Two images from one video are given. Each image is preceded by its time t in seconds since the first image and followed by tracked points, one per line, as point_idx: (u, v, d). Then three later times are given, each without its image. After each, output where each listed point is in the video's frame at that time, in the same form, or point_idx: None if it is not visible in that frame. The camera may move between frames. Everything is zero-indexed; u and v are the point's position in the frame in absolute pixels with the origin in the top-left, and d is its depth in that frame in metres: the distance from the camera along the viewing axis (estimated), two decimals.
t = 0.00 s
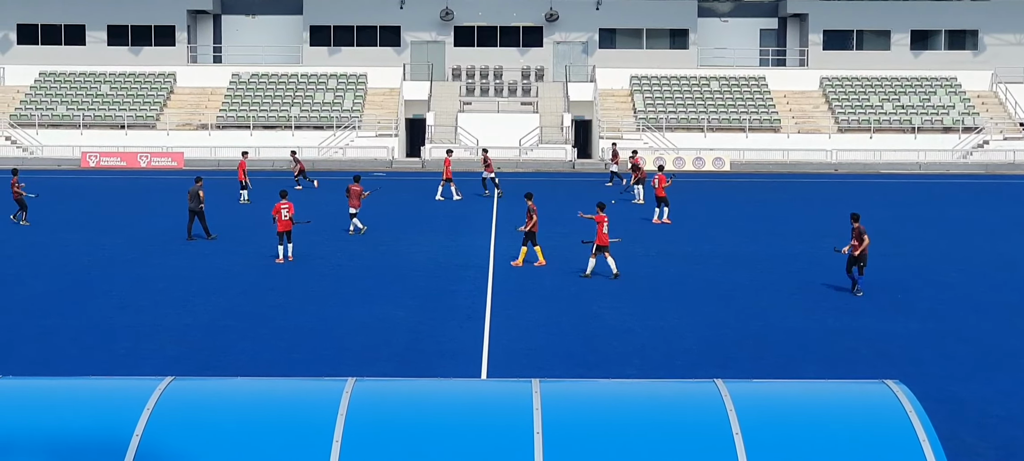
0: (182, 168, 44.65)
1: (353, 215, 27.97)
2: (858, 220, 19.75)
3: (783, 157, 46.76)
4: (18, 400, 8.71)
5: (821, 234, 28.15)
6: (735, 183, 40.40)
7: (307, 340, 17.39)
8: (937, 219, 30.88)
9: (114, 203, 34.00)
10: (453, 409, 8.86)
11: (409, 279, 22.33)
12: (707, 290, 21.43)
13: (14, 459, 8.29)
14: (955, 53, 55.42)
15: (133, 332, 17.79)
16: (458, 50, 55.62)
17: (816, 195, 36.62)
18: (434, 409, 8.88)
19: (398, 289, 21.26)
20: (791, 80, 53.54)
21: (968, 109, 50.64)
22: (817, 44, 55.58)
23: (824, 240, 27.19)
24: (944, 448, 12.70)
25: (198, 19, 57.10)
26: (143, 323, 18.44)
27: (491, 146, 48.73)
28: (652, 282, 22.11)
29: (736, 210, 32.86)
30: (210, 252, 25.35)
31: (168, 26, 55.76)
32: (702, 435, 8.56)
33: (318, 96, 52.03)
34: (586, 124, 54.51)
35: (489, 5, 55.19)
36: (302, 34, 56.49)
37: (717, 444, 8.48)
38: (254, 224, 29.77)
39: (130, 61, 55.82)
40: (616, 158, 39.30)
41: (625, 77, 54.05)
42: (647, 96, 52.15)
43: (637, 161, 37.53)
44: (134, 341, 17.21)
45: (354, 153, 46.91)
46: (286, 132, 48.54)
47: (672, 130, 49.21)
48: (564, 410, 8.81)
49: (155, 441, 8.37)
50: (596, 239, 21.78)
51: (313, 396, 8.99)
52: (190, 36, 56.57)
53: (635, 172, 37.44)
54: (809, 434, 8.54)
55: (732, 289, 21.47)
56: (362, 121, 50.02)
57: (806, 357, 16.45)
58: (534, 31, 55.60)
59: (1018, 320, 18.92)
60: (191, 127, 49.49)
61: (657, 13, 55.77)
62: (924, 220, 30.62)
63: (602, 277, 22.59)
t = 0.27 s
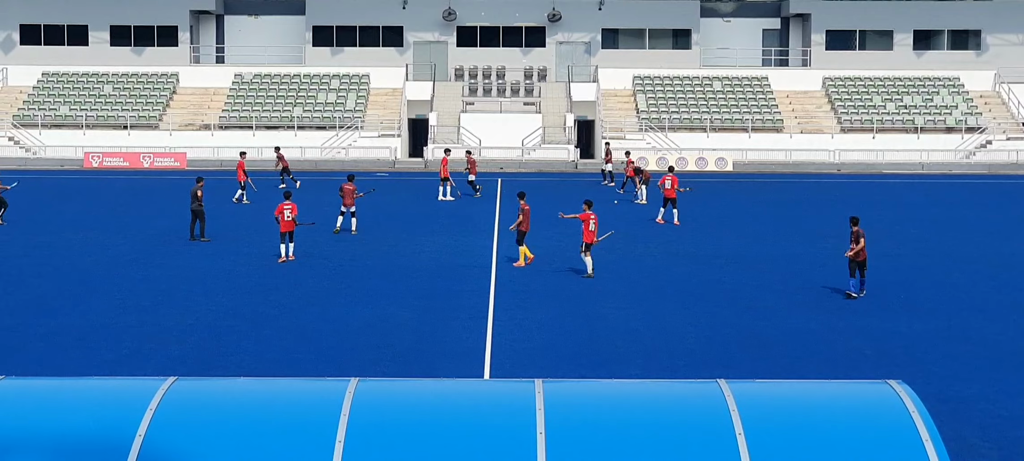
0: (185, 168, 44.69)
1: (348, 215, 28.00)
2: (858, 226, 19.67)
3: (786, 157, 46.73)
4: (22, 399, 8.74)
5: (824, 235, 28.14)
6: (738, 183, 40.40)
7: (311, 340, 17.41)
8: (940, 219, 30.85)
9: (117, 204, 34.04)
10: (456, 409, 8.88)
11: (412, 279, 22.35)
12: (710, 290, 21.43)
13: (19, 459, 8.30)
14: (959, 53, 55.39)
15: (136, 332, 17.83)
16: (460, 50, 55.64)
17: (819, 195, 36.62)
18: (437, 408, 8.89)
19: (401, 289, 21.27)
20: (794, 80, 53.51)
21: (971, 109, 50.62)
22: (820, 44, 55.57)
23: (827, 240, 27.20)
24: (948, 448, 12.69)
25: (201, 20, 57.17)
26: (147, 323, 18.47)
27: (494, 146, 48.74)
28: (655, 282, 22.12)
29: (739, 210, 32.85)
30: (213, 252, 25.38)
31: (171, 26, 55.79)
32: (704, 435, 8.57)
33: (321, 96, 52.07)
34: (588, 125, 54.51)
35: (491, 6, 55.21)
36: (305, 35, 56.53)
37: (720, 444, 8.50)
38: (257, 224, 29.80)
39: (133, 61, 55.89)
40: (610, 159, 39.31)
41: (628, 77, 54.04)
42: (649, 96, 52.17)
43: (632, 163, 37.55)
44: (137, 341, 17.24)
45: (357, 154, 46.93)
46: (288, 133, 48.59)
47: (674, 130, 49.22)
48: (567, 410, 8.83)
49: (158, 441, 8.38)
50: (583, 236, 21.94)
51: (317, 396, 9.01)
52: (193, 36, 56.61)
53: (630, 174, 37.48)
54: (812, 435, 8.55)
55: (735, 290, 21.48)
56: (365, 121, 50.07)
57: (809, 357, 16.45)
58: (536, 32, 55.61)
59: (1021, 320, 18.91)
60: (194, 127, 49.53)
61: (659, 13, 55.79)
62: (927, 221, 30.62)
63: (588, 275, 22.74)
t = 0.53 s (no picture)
0: (187, 168, 44.72)
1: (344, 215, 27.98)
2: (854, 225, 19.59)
3: (788, 157, 46.70)
4: (23, 400, 8.74)
5: (826, 234, 28.12)
6: (740, 183, 40.39)
7: (313, 340, 17.42)
8: (942, 219, 30.83)
9: (119, 204, 34.05)
10: (457, 409, 8.88)
11: (414, 279, 22.34)
12: (713, 290, 21.41)
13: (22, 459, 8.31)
14: (961, 53, 55.35)
15: (138, 332, 17.83)
16: (462, 50, 55.65)
17: (822, 195, 36.61)
18: (439, 408, 8.90)
19: (403, 289, 21.27)
20: (796, 80, 53.49)
21: (973, 109, 50.57)
22: (822, 44, 55.56)
23: (829, 240, 27.19)
24: (951, 448, 12.68)
25: (203, 20, 57.22)
26: (149, 323, 18.48)
27: (496, 146, 48.75)
28: (657, 282, 22.11)
29: (741, 210, 32.84)
30: (215, 252, 25.39)
31: (173, 26, 55.83)
32: (705, 436, 8.56)
33: (323, 96, 52.09)
34: (590, 125, 54.49)
35: (493, 6, 55.21)
36: (307, 35, 56.54)
37: (721, 444, 8.50)
38: (259, 224, 29.81)
39: (135, 61, 55.92)
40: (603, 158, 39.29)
41: (630, 77, 54.04)
42: (651, 96, 52.17)
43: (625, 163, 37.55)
44: (139, 341, 17.24)
45: (359, 154, 46.94)
46: (290, 133, 48.60)
47: (676, 130, 49.22)
48: (568, 410, 8.83)
49: (160, 442, 8.39)
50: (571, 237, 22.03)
51: (318, 396, 9.01)
52: (195, 36, 56.64)
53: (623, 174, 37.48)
54: (814, 436, 8.54)
55: (737, 290, 21.47)
56: (367, 121, 50.08)
57: (811, 357, 16.45)
58: (538, 32, 55.61)
59: None
60: (195, 127, 49.53)
61: (661, 13, 55.80)
62: (930, 220, 30.60)
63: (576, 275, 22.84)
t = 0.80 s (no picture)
0: (189, 168, 44.75)
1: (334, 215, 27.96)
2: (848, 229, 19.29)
3: (790, 157, 46.68)
4: (26, 400, 8.76)
5: (828, 234, 28.11)
6: (742, 183, 40.39)
7: (315, 340, 17.43)
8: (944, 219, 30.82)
9: (121, 204, 34.08)
10: (460, 409, 8.89)
11: (416, 279, 22.35)
12: (715, 290, 21.41)
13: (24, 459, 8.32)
14: (963, 52, 55.32)
15: (141, 332, 17.85)
16: (464, 50, 55.66)
17: (824, 195, 36.61)
18: (442, 408, 8.91)
19: (405, 290, 21.28)
20: (798, 80, 53.46)
21: (975, 109, 50.56)
22: (824, 44, 55.54)
23: (832, 240, 27.17)
24: (953, 448, 12.68)
25: (205, 20, 57.28)
26: (151, 323, 18.50)
27: (498, 146, 48.76)
28: (659, 283, 22.11)
29: (743, 210, 32.83)
30: (217, 252, 25.41)
31: (175, 26, 55.86)
32: (707, 436, 8.57)
33: (325, 96, 52.12)
34: (592, 125, 54.49)
35: (496, 6, 55.20)
36: (309, 35, 56.57)
37: (723, 445, 8.50)
38: (261, 224, 29.83)
39: (137, 61, 55.95)
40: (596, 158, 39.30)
41: (632, 77, 54.04)
42: (653, 96, 52.19)
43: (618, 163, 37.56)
44: (141, 341, 17.26)
45: (361, 154, 46.97)
46: (292, 133, 48.65)
47: (678, 130, 49.22)
48: (570, 410, 8.84)
49: (162, 443, 8.40)
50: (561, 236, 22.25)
51: (320, 396, 9.02)
52: (197, 36, 56.69)
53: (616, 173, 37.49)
54: (816, 436, 8.54)
55: (739, 290, 21.47)
56: (369, 121, 50.10)
57: (813, 357, 16.45)
58: (540, 31, 55.58)
59: None
60: (197, 127, 49.56)
61: (663, 12, 55.80)
62: (932, 220, 30.59)
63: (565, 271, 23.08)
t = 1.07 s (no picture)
0: (192, 169, 44.79)
1: (330, 216, 27.95)
2: (839, 229, 19.08)
3: (792, 158, 46.67)
4: (28, 400, 8.78)
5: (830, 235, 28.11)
6: (744, 184, 40.38)
7: (316, 340, 17.44)
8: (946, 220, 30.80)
9: (124, 205, 34.11)
10: (462, 409, 8.89)
11: (418, 280, 22.36)
12: (717, 291, 21.41)
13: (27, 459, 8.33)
14: (965, 53, 55.30)
15: (143, 333, 17.87)
16: (466, 51, 55.68)
17: (826, 195, 36.61)
18: (444, 408, 8.91)
19: (407, 290, 21.29)
20: (800, 80, 53.44)
21: (977, 109, 50.54)
22: (826, 45, 55.53)
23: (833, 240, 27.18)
24: (955, 448, 12.67)
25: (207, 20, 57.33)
26: (153, 323, 18.53)
27: (499, 147, 48.75)
28: (661, 283, 22.12)
29: (745, 210, 32.83)
30: (219, 253, 25.43)
31: (176, 27, 55.90)
32: (710, 436, 8.57)
33: (327, 97, 52.14)
34: (594, 125, 54.48)
35: (498, 6, 55.21)
36: (311, 35, 56.62)
37: (726, 445, 8.50)
38: (263, 225, 29.85)
39: (139, 62, 55.96)
40: (590, 159, 39.37)
41: (634, 78, 54.04)
42: (655, 97, 52.20)
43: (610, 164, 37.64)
44: (143, 341, 17.28)
45: (364, 154, 46.99)
46: (294, 133, 48.66)
47: (680, 131, 49.21)
48: (572, 411, 8.84)
49: (164, 443, 8.40)
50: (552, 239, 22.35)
51: (322, 397, 9.02)
52: (199, 37, 56.74)
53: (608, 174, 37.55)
54: (818, 436, 8.54)
55: (741, 290, 21.47)
56: (371, 122, 50.10)
57: (815, 357, 16.44)
58: (542, 32, 55.59)
59: None
60: (199, 128, 49.60)
61: (665, 13, 55.80)
62: (934, 221, 30.59)
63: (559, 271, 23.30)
